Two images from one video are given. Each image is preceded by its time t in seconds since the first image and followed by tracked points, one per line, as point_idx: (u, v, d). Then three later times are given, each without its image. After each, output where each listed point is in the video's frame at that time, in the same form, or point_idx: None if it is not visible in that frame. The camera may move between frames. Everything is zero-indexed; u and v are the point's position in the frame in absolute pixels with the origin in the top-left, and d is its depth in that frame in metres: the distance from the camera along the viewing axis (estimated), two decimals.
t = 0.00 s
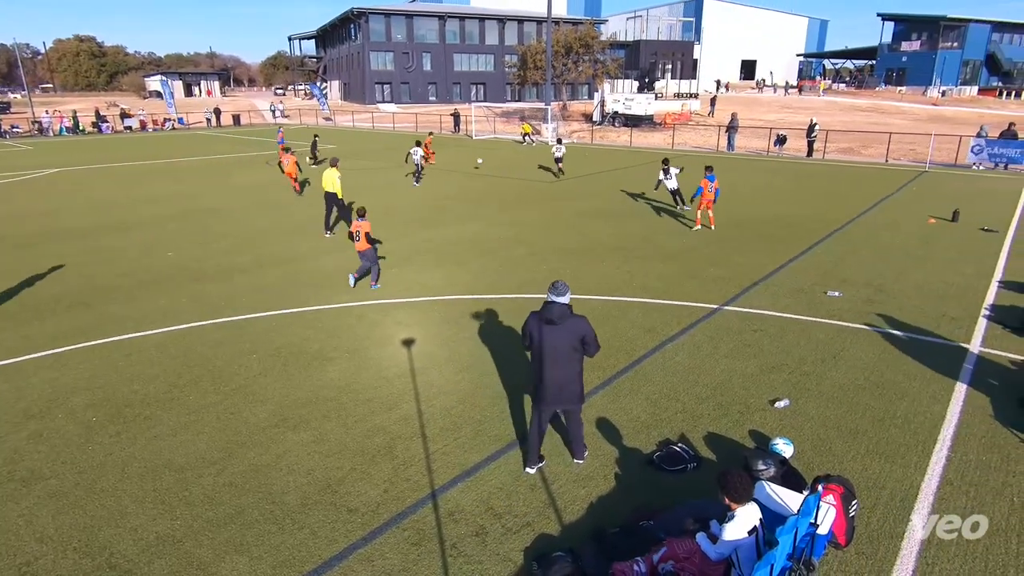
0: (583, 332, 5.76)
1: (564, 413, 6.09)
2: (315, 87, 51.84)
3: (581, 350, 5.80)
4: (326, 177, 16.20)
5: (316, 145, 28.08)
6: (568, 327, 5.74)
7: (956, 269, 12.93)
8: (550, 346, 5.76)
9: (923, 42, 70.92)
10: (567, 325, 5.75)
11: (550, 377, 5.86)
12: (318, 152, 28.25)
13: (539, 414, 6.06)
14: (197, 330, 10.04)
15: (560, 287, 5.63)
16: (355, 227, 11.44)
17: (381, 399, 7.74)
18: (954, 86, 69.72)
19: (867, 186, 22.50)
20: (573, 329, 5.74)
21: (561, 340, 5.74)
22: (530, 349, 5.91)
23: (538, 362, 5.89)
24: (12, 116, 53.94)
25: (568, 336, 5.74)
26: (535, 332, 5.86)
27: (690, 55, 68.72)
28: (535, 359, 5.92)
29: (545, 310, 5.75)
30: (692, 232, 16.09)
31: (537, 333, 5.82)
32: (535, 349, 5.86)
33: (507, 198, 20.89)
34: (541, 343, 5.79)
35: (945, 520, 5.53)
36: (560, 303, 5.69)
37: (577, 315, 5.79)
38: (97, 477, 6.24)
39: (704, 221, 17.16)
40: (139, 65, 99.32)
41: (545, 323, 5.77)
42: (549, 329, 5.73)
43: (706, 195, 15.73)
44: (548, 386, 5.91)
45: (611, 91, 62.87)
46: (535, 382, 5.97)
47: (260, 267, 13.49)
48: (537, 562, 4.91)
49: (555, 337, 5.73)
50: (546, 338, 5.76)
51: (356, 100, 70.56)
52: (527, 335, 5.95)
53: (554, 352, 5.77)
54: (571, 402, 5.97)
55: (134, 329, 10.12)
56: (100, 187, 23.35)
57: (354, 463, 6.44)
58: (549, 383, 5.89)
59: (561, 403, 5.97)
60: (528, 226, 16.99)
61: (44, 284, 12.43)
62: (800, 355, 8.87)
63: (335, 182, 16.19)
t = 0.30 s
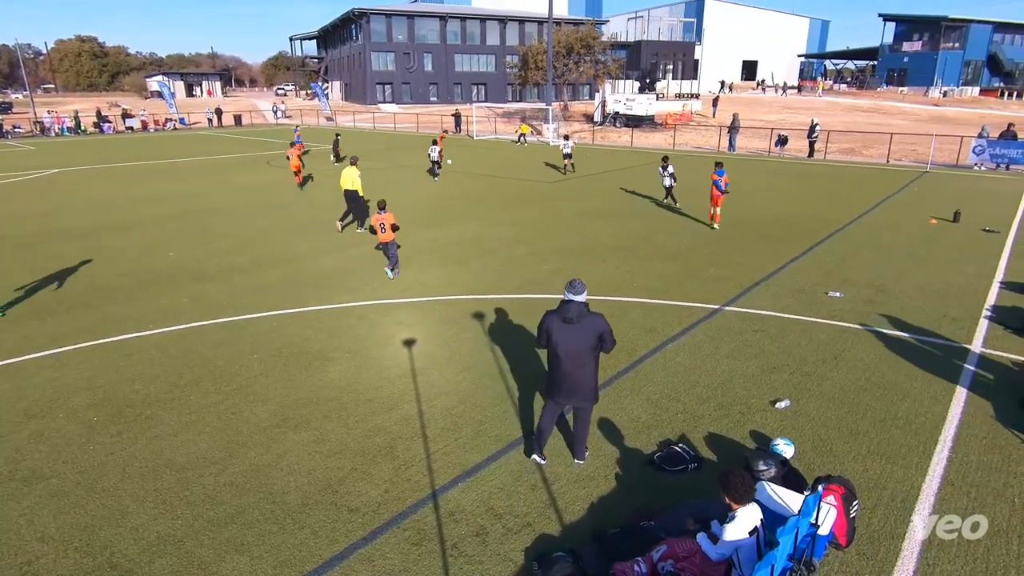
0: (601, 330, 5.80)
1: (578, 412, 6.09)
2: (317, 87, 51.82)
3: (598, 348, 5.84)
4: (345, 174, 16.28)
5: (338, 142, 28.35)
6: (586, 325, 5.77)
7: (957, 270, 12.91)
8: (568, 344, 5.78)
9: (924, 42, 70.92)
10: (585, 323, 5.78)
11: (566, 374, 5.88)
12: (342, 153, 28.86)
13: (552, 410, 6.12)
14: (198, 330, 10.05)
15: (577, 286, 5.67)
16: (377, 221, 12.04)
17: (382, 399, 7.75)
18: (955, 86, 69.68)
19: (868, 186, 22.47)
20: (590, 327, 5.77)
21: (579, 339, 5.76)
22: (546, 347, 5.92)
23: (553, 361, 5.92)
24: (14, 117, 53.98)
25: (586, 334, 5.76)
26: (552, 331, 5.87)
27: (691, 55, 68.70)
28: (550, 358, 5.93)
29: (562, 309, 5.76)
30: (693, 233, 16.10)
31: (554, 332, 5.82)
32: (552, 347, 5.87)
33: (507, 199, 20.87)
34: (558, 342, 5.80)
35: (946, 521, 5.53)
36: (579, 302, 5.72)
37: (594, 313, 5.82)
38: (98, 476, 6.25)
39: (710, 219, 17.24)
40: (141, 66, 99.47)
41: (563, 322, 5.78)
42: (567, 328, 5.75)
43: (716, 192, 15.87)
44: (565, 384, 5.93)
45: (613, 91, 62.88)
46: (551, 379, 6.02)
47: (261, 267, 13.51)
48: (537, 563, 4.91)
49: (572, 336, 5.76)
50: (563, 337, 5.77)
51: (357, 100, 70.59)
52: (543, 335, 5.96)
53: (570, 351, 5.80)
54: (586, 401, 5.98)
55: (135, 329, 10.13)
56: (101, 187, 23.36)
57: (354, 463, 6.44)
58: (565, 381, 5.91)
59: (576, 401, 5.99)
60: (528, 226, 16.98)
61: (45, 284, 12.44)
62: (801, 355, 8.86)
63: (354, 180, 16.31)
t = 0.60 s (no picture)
0: (610, 331, 5.80)
1: (584, 413, 6.09)
2: (320, 88, 51.88)
3: (607, 349, 5.83)
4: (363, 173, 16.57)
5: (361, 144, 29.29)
6: (595, 325, 5.77)
7: (961, 270, 12.89)
8: (577, 345, 5.78)
9: (927, 42, 70.78)
10: (593, 324, 5.77)
11: (574, 374, 5.88)
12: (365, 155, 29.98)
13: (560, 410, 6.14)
14: (200, 330, 10.06)
15: (586, 286, 5.67)
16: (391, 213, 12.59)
17: (386, 400, 7.76)
18: (958, 86, 69.51)
19: (871, 187, 22.43)
20: (599, 328, 5.77)
21: (588, 339, 5.75)
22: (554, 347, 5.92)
23: (560, 361, 5.93)
24: (18, 118, 54.12)
25: (595, 335, 5.76)
26: (560, 332, 5.86)
27: (694, 55, 68.65)
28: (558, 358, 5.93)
29: (572, 310, 5.76)
30: (695, 233, 16.09)
31: (562, 332, 5.82)
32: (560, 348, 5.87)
33: (509, 199, 20.87)
34: (567, 342, 5.80)
35: (946, 521, 5.52)
36: (588, 303, 5.72)
37: (603, 314, 5.82)
38: (102, 476, 6.27)
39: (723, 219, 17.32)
40: (144, 67, 99.77)
41: (572, 323, 5.79)
42: (576, 329, 5.75)
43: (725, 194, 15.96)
44: (572, 384, 5.94)
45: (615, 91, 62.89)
46: (558, 380, 6.03)
47: (263, 268, 13.54)
48: (540, 563, 4.91)
49: (580, 336, 5.75)
50: (573, 337, 5.77)
51: (360, 100, 70.68)
52: (552, 335, 5.96)
53: (579, 351, 5.79)
54: (593, 401, 5.98)
55: (138, 329, 10.15)
56: (105, 188, 23.42)
57: (358, 464, 6.45)
58: (573, 382, 5.92)
59: (583, 402, 5.99)
60: (530, 226, 16.99)
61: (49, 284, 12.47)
62: (804, 356, 8.86)
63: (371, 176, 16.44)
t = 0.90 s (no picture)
0: (612, 331, 5.80)
1: (585, 412, 6.08)
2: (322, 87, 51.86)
3: (609, 349, 5.82)
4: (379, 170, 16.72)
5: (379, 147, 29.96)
6: (597, 325, 5.77)
7: (963, 270, 12.84)
8: (579, 344, 5.78)
9: (930, 42, 70.62)
10: (596, 324, 5.78)
11: (575, 374, 5.88)
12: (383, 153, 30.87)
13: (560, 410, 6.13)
14: (202, 330, 10.07)
15: (589, 286, 5.67)
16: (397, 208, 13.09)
17: (387, 399, 7.76)
18: (962, 86, 69.34)
19: (873, 186, 22.38)
20: (601, 327, 5.77)
21: (590, 339, 5.75)
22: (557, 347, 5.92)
23: (563, 360, 5.93)
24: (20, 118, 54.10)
25: (597, 334, 5.75)
26: (563, 331, 5.87)
27: (696, 55, 68.58)
28: (561, 358, 5.93)
29: (575, 309, 5.77)
30: (697, 233, 16.08)
31: (565, 332, 5.82)
32: (563, 347, 5.87)
33: (510, 199, 20.86)
34: (569, 342, 5.81)
35: (947, 521, 5.52)
36: (590, 303, 5.72)
37: (606, 314, 5.82)
38: (104, 475, 6.28)
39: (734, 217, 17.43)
40: (147, 67, 99.88)
41: (574, 323, 5.79)
42: (579, 329, 5.75)
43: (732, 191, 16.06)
44: (574, 384, 5.93)
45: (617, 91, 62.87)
46: (560, 379, 6.03)
47: (264, 267, 13.54)
48: (541, 563, 4.91)
49: (582, 336, 5.75)
50: (575, 337, 5.77)
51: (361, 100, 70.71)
52: (554, 335, 5.96)
53: (581, 351, 5.79)
54: (594, 402, 5.97)
55: (139, 329, 10.16)
56: (106, 188, 23.43)
57: (360, 464, 6.45)
58: (574, 381, 5.92)
59: (585, 401, 5.98)
60: (531, 226, 16.98)
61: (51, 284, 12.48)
62: (805, 356, 8.85)
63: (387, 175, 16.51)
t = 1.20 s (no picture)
0: (608, 330, 5.80)
1: (583, 412, 6.08)
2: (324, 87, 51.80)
3: (605, 348, 5.82)
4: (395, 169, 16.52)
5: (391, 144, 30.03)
6: (594, 324, 5.77)
7: (964, 270, 12.84)
8: (576, 343, 5.78)
9: (932, 42, 70.49)
10: (593, 322, 5.78)
11: (573, 372, 5.88)
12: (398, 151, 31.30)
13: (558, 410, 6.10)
14: (203, 329, 10.07)
15: (586, 284, 5.68)
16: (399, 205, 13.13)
17: (388, 399, 7.76)
18: (964, 86, 69.22)
19: (875, 186, 22.34)
20: (598, 325, 5.77)
21: (586, 337, 5.75)
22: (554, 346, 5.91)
23: (560, 359, 5.92)
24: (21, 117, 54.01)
25: (594, 333, 5.76)
26: (560, 330, 5.87)
27: (698, 54, 68.51)
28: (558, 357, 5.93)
29: (572, 308, 5.78)
30: (698, 233, 16.05)
31: (562, 331, 5.82)
32: (560, 346, 5.87)
33: (511, 199, 20.83)
34: (565, 340, 5.81)
35: (946, 521, 5.52)
36: (587, 301, 5.73)
37: (603, 312, 5.83)
38: (105, 474, 6.29)
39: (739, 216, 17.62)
40: (148, 67, 99.87)
41: (571, 322, 5.80)
42: (576, 327, 5.76)
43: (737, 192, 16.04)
44: (572, 383, 5.92)
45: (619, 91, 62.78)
46: (558, 378, 6.02)
47: (265, 267, 13.54)
48: (542, 562, 4.91)
49: (580, 334, 5.76)
50: (572, 335, 5.78)
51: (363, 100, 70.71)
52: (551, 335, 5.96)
53: (578, 350, 5.79)
54: (592, 401, 5.96)
55: (140, 328, 10.15)
56: (108, 187, 23.38)
57: (360, 462, 6.45)
58: (572, 379, 5.90)
59: (582, 400, 5.97)
60: (532, 226, 16.96)
61: (52, 283, 12.46)
62: (806, 356, 8.84)
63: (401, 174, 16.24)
